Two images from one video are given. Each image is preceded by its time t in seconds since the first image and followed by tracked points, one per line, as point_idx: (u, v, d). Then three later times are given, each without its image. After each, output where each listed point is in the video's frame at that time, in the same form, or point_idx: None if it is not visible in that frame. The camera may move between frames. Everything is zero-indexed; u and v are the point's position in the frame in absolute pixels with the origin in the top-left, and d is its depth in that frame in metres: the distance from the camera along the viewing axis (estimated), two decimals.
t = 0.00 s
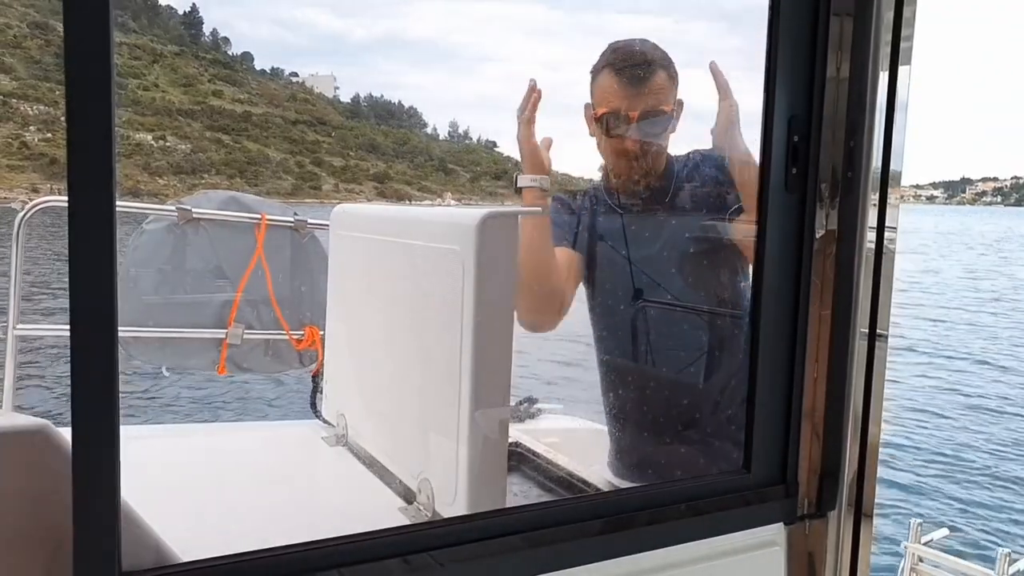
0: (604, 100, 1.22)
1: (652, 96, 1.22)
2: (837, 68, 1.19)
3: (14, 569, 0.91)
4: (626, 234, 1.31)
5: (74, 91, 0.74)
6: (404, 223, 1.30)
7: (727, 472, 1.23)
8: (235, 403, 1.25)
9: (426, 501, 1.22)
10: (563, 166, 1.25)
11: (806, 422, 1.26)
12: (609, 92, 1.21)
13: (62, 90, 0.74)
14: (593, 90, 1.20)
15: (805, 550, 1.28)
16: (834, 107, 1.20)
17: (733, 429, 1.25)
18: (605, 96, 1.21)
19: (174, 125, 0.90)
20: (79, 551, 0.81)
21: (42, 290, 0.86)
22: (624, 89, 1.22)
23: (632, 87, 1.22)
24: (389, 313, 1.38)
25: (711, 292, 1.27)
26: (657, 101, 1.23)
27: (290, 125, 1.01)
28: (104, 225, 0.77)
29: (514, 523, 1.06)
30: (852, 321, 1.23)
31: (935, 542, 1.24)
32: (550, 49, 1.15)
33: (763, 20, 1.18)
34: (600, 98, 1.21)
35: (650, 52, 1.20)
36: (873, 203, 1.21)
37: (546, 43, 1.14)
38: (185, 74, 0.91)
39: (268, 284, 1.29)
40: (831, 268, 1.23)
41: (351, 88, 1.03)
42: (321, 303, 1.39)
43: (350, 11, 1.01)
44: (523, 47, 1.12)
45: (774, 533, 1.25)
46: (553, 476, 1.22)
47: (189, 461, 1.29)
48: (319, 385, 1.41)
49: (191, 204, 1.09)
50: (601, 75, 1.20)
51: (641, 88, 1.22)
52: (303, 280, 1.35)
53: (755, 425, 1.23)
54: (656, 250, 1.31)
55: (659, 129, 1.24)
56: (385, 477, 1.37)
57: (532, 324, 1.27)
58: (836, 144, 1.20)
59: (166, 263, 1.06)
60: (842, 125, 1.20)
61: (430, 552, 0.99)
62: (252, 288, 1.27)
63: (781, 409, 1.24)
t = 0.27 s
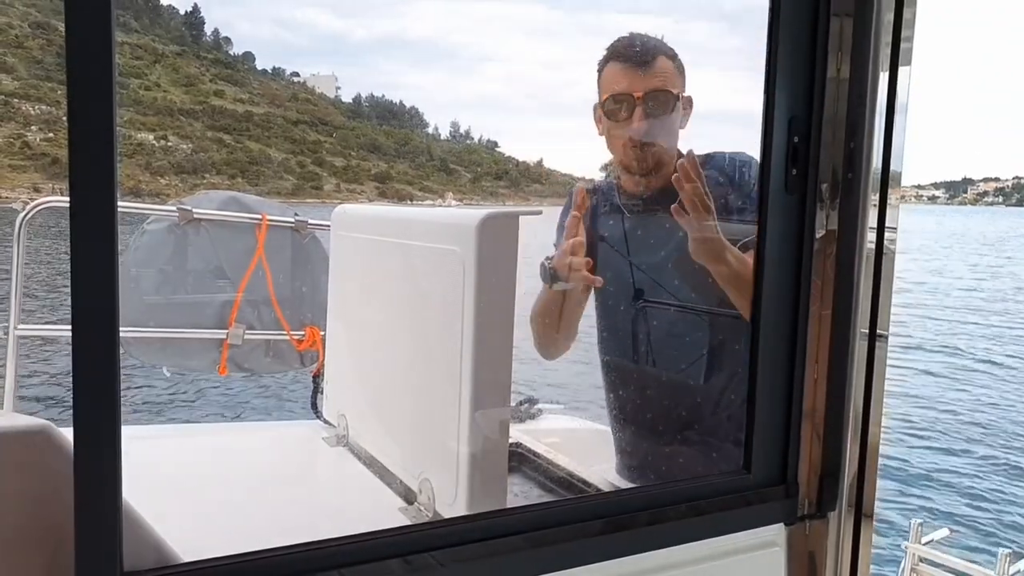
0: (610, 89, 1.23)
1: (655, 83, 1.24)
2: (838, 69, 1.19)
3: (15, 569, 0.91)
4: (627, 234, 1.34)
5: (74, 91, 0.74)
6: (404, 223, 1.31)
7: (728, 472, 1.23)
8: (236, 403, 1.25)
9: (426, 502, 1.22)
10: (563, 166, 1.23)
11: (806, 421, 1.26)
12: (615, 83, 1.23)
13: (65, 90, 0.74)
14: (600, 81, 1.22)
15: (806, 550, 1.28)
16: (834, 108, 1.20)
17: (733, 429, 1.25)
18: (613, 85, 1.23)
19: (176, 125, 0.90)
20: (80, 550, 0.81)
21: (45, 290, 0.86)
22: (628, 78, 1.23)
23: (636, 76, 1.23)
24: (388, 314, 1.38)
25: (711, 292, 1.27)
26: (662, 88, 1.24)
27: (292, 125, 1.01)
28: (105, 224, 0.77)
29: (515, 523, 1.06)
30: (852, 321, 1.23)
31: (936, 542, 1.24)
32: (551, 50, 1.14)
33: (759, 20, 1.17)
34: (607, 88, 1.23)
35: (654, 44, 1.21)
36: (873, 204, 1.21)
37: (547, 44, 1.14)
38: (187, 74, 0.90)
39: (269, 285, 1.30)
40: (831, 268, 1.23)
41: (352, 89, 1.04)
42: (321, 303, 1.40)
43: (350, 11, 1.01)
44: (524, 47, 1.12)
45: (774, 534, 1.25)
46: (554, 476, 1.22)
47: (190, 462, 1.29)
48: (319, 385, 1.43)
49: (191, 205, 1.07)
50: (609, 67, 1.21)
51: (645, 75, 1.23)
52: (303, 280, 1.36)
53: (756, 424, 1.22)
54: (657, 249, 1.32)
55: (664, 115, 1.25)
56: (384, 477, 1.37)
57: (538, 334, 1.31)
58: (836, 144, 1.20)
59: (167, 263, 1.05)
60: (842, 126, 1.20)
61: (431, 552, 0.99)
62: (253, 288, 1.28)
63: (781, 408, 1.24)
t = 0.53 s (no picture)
0: (621, 84, 1.21)
1: (665, 78, 1.22)
2: (841, 68, 1.19)
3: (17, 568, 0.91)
4: (630, 239, 1.31)
5: (76, 91, 0.74)
6: (404, 223, 1.30)
7: (729, 473, 1.23)
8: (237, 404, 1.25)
9: (428, 502, 1.22)
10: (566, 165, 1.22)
11: (809, 422, 1.25)
12: (626, 78, 1.20)
13: (66, 90, 0.74)
14: (612, 76, 1.20)
15: (808, 551, 1.28)
16: (836, 108, 1.20)
17: (734, 429, 1.26)
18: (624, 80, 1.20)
19: (177, 124, 0.90)
20: (82, 551, 0.81)
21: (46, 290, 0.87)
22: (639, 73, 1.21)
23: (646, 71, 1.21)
24: (390, 313, 1.38)
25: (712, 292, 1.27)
26: (672, 82, 1.22)
27: (293, 125, 1.01)
28: (107, 224, 0.77)
29: (516, 523, 1.06)
30: (855, 321, 1.23)
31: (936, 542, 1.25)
32: (553, 49, 1.14)
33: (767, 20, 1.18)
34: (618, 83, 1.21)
35: (664, 40, 1.19)
36: (875, 203, 1.21)
37: (548, 43, 1.13)
38: (189, 74, 0.91)
39: (269, 285, 1.28)
40: (834, 268, 1.23)
41: (354, 88, 1.04)
42: (322, 304, 1.39)
43: (352, 10, 1.01)
44: (526, 46, 1.12)
45: (776, 534, 1.25)
46: (555, 477, 1.21)
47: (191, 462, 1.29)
48: (319, 385, 1.45)
49: (192, 205, 1.07)
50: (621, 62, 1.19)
51: (657, 70, 1.21)
52: (304, 280, 1.34)
53: (757, 425, 1.22)
54: (660, 252, 1.31)
55: (675, 111, 1.23)
56: (386, 477, 1.37)
57: (539, 331, 1.28)
58: (839, 144, 1.20)
59: (167, 263, 1.05)
60: (845, 125, 1.20)
61: (432, 552, 0.99)
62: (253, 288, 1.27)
63: (783, 409, 1.24)
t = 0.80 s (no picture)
0: (627, 84, 1.21)
1: (671, 77, 1.22)
2: (844, 68, 1.19)
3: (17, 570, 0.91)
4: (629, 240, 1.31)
5: (78, 92, 0.74)
6: (407, 223, 1.29)
7: (733, 474, 1.22)
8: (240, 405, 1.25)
9: (431, 503, 1.22)
10: (568, 166, 1.20)
11: (813, 423, 1.25)
12: (631, 78, 1.20)
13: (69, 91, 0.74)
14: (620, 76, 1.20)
15: (811, 552, 1.28)
16: (840, 108, 1.20)
17: (737, 432, 1.25)
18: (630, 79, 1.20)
19: (179, 125, 0.90)
20: (86, 553, 0.81)
21: (48, 293, 0.86)
22: (644, 73, 1.21)
23: (652, 70, 1.21)
24: (390, 316, 1.37)
25: (713, 293, 1.27)
26: (678, 81, 1.22)
27: (294, 126, 1.01)
28: (110, 225, 0.77)
29: (519, 525, 1.06)
30: (857, 322, 1.23)
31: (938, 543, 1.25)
32: (554, 50, 1.13)
33: (760, 21, 1.18)
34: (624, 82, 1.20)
35: (669, 39, 1.19)
36: (879, 203, 1.21)
37: (549, 43, 1.13)
38: (189, 75, 0.91)
39: (270, 285, 1.32)
40: (838, 268, 1.22)
41: (355, 88, 1.03)
42: (324, 305, 1.43)
43: (352, 10, 1.01)
44: (527, 47, 1.12)
45: (780, 535, 1.25)
46: (559, 480, 1.21)
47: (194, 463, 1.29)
48: (322, 386, 1.47)
49: (193, 205, 1.06)
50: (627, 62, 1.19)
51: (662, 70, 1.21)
52: (307, 281, 1.40)
53: (761, 425, 1.22)
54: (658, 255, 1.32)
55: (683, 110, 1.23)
56: (388, 478, 1.37)
57: (539, 325, 1.27)
58: (842, 144, 1.20)
59: (167, 263, 1.04)
60: (849, 126, 1.20)
61: (436, 554, 0.99)
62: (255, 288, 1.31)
63: (786, 409, 1.24)
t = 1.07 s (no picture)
0: (629, 84, 1.21)
1: (672, 78, 1.23)
2: (847, 68, 1.19)
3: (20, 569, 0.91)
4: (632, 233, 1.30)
5: (81, 93, 0.74)
6: (409, 223, 1.28)
7: (735, 474, 1.23)
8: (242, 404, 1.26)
9: (433, 502, 1.21)
10: (569, 165, 1.21)
11: (815, 423, 1.25)
12: (633, 78, 1.21)
13: (70, 91, 0.74)
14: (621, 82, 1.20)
15: (814, 552, 1.28)
16: (844, 108, 1.20)
17: (740, 432, 1.25)
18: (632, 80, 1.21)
19: (179, 125, 0.90)
20: (88, 552, 0.81)
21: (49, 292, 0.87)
22: (646, 74, 1.21)
23: (653, 71, 1.22)
24: (392, 316, 1.37)
25: (716, 292, 1.26)
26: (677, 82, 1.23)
27: (294, 126, 1.01)
28: (112, 225, 0.77)
29: (521, 525, 1.05)
30: (860, 323, 1.23)
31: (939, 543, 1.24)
32: (555, 50, 1.13)
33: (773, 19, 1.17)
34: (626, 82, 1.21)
35: (671, 39, 1.20)
36: (883, 203, 1.20)
37: (550, 44, 1.13)
38: (191, 75, 0.90)
39: (272, 284, 1.32)
40: (841, 268, 1.22)
41: (356, 88, 1.04)
42: (327, 304, 1.42)
43: (353, 11, 1.01)
44: (529, 47, 1.12)
45: (782, 535, 1.25)
46: (563, 480, 1.21)
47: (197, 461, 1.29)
48: (324, 386, 1.45)
49: (196, 205, 1.06)
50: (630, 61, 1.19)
51: (661, 72, 1.22)
52: (309, 280, 1.39)
53: (764, 426, 1.22)
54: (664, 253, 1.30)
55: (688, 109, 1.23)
56: (390, 478, 1.36)
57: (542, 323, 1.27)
58: (845, 144, 1.20)
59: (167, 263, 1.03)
60: (852, 126, 1.19)
61: (438, 554, 0.99)
62: (257, 288, 1.30)
63: (789, 410, 1.23)
